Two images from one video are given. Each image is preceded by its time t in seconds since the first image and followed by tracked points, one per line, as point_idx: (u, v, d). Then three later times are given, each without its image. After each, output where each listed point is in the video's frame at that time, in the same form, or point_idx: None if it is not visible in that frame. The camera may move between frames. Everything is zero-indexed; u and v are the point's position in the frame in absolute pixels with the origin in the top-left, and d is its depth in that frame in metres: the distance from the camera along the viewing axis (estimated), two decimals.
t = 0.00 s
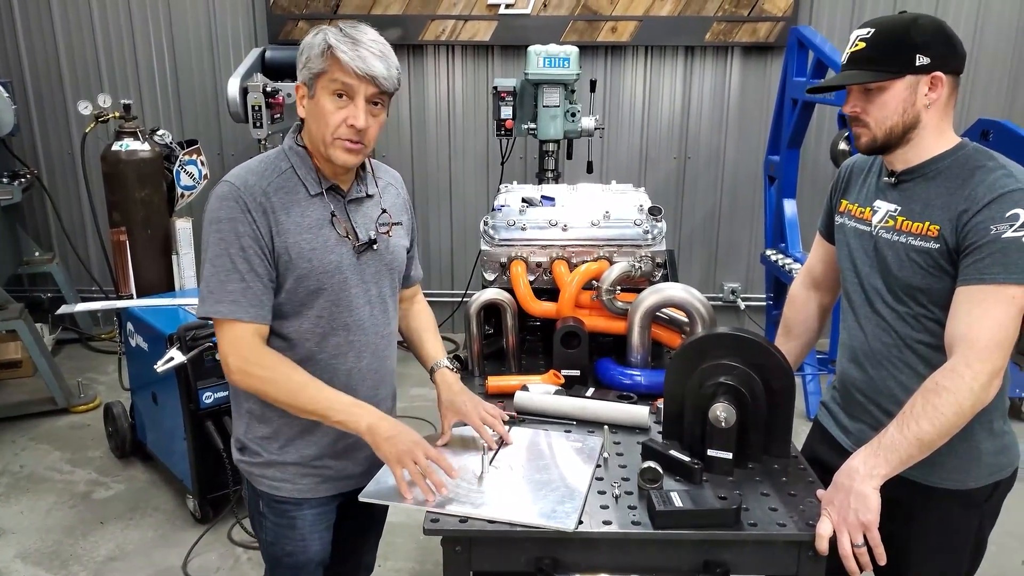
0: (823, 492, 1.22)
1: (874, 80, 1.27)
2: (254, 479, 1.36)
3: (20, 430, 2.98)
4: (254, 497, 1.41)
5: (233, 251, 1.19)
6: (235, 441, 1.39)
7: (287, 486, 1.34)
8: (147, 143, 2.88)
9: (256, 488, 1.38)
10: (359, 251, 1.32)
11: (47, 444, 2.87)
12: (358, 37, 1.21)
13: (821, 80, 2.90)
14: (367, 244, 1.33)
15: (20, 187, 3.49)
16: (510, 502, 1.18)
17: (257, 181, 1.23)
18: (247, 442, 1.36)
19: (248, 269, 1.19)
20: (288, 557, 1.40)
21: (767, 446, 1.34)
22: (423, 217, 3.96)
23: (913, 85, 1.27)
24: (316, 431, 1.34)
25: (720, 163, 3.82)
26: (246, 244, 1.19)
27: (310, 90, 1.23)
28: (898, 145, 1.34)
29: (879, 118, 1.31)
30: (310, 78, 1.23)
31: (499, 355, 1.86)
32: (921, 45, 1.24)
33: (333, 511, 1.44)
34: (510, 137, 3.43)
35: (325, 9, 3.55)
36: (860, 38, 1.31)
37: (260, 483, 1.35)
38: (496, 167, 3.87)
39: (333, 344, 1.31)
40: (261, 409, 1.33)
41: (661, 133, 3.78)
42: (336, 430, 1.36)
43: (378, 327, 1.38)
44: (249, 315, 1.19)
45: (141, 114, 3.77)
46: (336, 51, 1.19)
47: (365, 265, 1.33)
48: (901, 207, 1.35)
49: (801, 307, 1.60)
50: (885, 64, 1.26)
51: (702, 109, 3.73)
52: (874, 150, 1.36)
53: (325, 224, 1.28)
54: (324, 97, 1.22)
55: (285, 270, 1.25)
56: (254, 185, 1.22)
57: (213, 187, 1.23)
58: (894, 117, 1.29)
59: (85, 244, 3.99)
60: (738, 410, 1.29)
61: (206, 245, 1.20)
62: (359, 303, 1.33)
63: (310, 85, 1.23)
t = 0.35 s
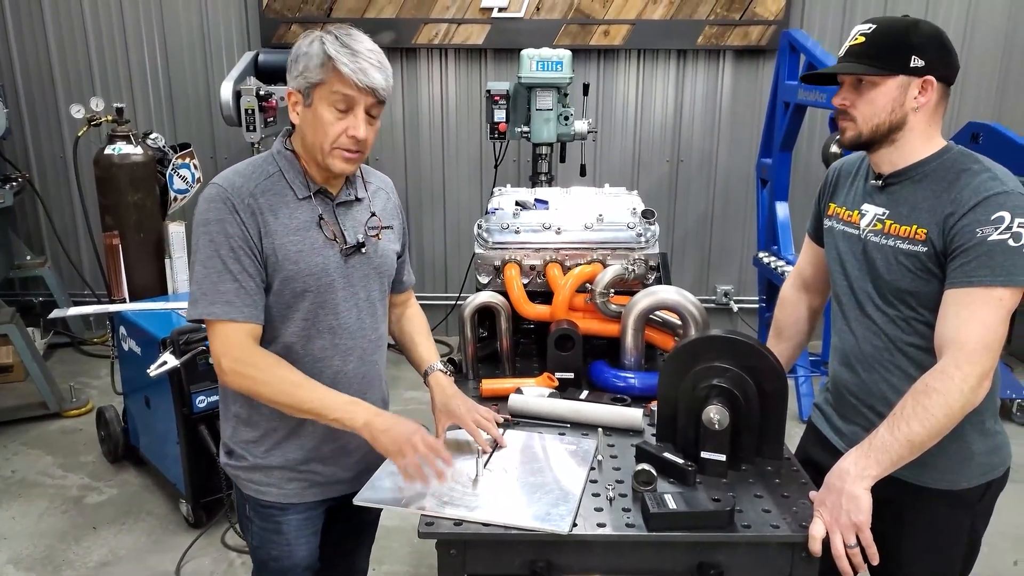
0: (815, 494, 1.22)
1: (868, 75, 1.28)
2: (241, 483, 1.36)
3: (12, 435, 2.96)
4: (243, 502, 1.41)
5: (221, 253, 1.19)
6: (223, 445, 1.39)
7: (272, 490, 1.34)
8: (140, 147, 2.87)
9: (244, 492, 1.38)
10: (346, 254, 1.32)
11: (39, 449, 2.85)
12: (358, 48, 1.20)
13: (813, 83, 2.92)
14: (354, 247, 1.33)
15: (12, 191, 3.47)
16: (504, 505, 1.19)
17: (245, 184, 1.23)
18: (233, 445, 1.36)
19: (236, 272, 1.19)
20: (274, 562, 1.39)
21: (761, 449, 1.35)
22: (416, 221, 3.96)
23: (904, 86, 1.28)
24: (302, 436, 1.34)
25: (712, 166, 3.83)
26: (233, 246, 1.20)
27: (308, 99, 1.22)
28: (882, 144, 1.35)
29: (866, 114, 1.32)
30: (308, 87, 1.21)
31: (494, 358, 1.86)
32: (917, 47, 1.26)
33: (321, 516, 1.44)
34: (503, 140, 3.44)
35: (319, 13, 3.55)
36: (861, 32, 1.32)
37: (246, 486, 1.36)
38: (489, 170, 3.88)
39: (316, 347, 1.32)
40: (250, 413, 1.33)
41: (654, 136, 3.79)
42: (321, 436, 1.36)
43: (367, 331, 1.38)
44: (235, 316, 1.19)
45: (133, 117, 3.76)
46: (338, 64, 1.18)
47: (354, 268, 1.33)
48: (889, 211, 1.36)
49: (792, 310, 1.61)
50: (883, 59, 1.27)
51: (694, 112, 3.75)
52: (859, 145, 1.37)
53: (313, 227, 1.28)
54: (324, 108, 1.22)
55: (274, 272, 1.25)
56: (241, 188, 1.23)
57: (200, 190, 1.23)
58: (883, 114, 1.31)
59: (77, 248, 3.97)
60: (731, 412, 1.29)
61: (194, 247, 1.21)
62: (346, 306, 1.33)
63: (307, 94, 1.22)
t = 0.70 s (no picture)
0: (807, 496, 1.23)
1: (860, 79, 1.30)
2: (238, 488, 1.36)
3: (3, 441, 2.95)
4: (238, 507, 1.41)
5: (225, 264, 1.19)
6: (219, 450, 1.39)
7: (268, 496, 1.34)
8: (133, 151, 2.86)
9: (240, 497, 1.38)
10: (344, 257, 1.32)
11: (31, 454, 2.84)
12: (396, 78, 1.23)
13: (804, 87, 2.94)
14: (352, 250, 1.33)
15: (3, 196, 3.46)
16: (498, 509, 1.19)
17: (245, 192, 1.22)
18: (230, 451, 1.36)
19: (240, 281, 1.19)
20: (271, 567, 1.40)
21: (754, 451, 1.35)
22: (410, 225, 3.96)
23: (896, 89, 1.30)
24: (298, 441, 1.35)
25: (704, 169, 3.85)
26: (238, 255, 1.19)
27: (347, 129, 1.21)
28: (874, 147, 1.36)
29: (859, 118, 1.34)
30: (350, 118, 1.20)
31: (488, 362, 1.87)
32: (907, 51, 1.27)
33: (317, 521, 1.44)
34: (496, 144, 3.44)
35: (312, 17, 3.55)
36: (853, 37, 1.33)
37: (244, 492, 1.36)
38: (483, 174, 3.88)
39: (318, 351, 1.32)
40: (247, 419, 1.33)
41: (647, 140, 3.81)
42: (318, 440, 1.36)
43: (365, 334, 1.39)
44: (238, 324, 1.18)
45: (126, 121, 3.75)
46: (391, 101, 1.21)
47: (352, 271, 1.34)
48: (882, 213, 1.37)
49: (785, 313, 1.62)
50: (875, 62, 1.28)
51: (687, 115, 3.77)
52: (851, 149, 1.38)
53: (314, 232, 1.28)
54: (364, 138, 1.23)
55: (277, 279, 1.25)
56: (242, 196, 1.22)
57: (197, 199, 1.21)
58: (875, 117, 1.32)
59: (69, 253, 3.95)
60: (724, 414, 1.30)
61: (196, 256, 1.20)
62: (343, 310, 1.33)
63: (347, 124, 1.21)
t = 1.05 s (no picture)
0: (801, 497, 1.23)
1: (847, 88, 1.31)
2: (240, 493, 1.36)
3: None
4: (238, 512, 1.41)
5: (230, 270, 1.18)
6: (219, 454, 1.39)
7: (273, 500, 1.34)
8: (126, 154, 2.85)
9: (241, 501, 1.37)
10: (346, 260, 1.32)
11: (23, 459, 2.82)
12: (394, 78, 1.24)
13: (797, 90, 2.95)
14: (352, 252, 1.33)
15: None
16: (492, 511, 1.19)
17: (248, 197, 1.21)
18: (230, 456, 1.36)
19: (247, 287, 1.18)
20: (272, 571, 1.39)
21: (748, 452, 1.36)
22: (403, 228, 3.96)
23: (882, 94, 1.30)
24: (301, 444, 1.34)
25: (698, 172, 3.86)
26: (244, 261, 1.18)
27: (351, 131, 1.22)
28: (872, 151, 1.37)
29: (851, 123, 1.35)
30: (354, 120, 1.21)
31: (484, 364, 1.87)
32: (892, 55, 1.28)
33: (319, 524, 1.44)
34: (490, 147, 3.45)
35: (305, 20, 3.55)
36: (839, 46, 1.35)
37: (247, 497, 1.35)
38: (477, 176, 3.88)
39: (323, 353, 1.32)
40: (248, 424, 1.33)
41: (640, 143, 3.82)
42: (320, 444, 1.36)
43: (365, 334, 1.39)
44: (243, 333, 1.17)
45: (118, 124, 3.74)
46: (393, 101, 1.22)
47: (351, 274, 1.34)
48: (878, 211, 1.38)
49: (781, 316, 1.63)
50: (858, 71, 1.30)
51: (680, 118, 3.78)
52: (847, 154, 1.40)
53: (317, 236, 1.28)
54: (366, 139, 1.24)
55: (282, 283, 1.24)
56: (245, 201, 1.21)
57: (198, 205, 1.20)
58: (864, 123, 1.33)
59: (61, 256, 3.93)
60: (718, 416, 1.31)
61: (202, 262, 1.18)
62: (345, 313, 1.33)
63: (351, 126, 1.21)
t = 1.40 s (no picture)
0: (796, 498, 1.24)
1: (826, 90, 1.31)
2: (235, 498, 1.35)
3: None
4: (232, 516, 1.40)
5: (226, 274, 1.17)
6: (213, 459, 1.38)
7: (268, 505, 1.33)
8: (120, 157, 2.84)
9: (236, 506, 1.37)
10: (342, 264, 1.32)
11: (16, 463, 2.81)
12: (386, 78, 1.24)
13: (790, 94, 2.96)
14: (348, 256, 1.33)
15: None
16: (487, 515, 1.19)
17: (246, 201, 1.21)
18: (224, 461, 1.36)
19: (245, 291, 1.18)
20: None
21: (742, 455, 1.36)
22: (398, 231, 3.96)
23: (861, 95, 1.31)
24: (295, 449, 1.34)
25: (691, 174, 3.87)
26: (242, 265, 1.18)
27: (344, 132, 1.22)
28: (853, 150, 1.38)
29: (831, 123, 1.36)
30: (347, 120, 1.21)
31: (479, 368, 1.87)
32: (868, 57, 1.28)
33: (314, 529, 1.44)
34: (485, 150, 3.45)
35: (300, 23, 3.55)
36: (819, 48, 1.35)
37: (242, 503, 1.35)
38: (472, 179, 3.89)
39: (320, 357, 1.32)
40: (243, 429, 1.33)
41: (634, 146, 3.83)
42: (314, 448, 1.36)
43: (360, 337, 1.39)
44: (238, 338, 1.17)
45: (111, 127, 3.74)
46: (385, 101, 1.22)
47: (348, 277, 1.34)
48: (856, 207, 1.39)
49: (770, 316, 1.64)
50: (837, 74, 1.30)
51: (674, 121, 3.79)
52: (830, 153, 1.41)
53: (314, 241, 1.28)
54: (360, 140, 1.24)
55: (278, 287, 1.24)
56: (242, 206, 1.20)
57: (195, 210, 1.19)
58: (844, 123, 1.34)
59: (55, 260, 3.92)
60: (713, 418, 1.31)
61: (198, 267, 1.18)
62: (341, 317, 1.33)
63: (344, 126, 1.21)
